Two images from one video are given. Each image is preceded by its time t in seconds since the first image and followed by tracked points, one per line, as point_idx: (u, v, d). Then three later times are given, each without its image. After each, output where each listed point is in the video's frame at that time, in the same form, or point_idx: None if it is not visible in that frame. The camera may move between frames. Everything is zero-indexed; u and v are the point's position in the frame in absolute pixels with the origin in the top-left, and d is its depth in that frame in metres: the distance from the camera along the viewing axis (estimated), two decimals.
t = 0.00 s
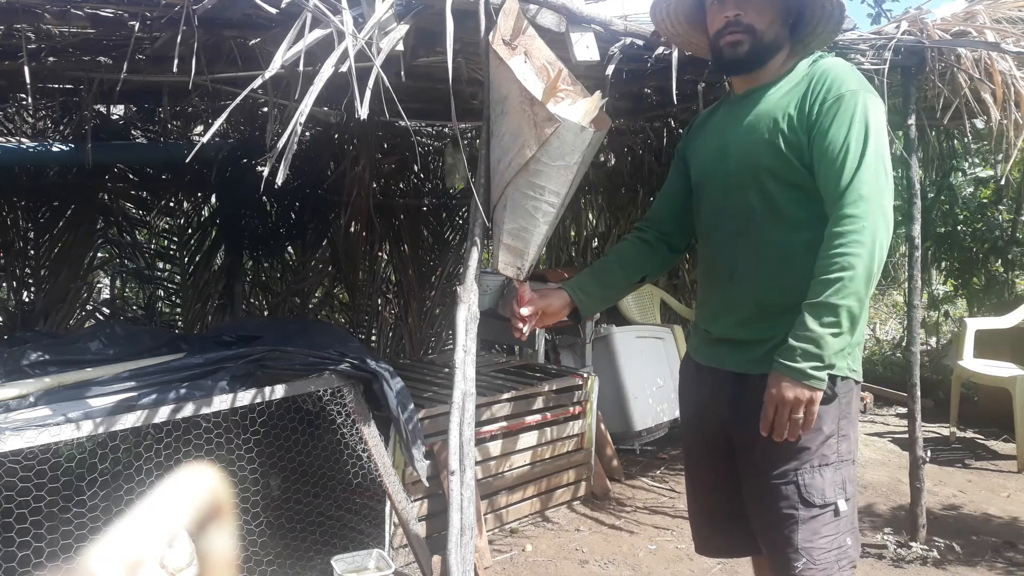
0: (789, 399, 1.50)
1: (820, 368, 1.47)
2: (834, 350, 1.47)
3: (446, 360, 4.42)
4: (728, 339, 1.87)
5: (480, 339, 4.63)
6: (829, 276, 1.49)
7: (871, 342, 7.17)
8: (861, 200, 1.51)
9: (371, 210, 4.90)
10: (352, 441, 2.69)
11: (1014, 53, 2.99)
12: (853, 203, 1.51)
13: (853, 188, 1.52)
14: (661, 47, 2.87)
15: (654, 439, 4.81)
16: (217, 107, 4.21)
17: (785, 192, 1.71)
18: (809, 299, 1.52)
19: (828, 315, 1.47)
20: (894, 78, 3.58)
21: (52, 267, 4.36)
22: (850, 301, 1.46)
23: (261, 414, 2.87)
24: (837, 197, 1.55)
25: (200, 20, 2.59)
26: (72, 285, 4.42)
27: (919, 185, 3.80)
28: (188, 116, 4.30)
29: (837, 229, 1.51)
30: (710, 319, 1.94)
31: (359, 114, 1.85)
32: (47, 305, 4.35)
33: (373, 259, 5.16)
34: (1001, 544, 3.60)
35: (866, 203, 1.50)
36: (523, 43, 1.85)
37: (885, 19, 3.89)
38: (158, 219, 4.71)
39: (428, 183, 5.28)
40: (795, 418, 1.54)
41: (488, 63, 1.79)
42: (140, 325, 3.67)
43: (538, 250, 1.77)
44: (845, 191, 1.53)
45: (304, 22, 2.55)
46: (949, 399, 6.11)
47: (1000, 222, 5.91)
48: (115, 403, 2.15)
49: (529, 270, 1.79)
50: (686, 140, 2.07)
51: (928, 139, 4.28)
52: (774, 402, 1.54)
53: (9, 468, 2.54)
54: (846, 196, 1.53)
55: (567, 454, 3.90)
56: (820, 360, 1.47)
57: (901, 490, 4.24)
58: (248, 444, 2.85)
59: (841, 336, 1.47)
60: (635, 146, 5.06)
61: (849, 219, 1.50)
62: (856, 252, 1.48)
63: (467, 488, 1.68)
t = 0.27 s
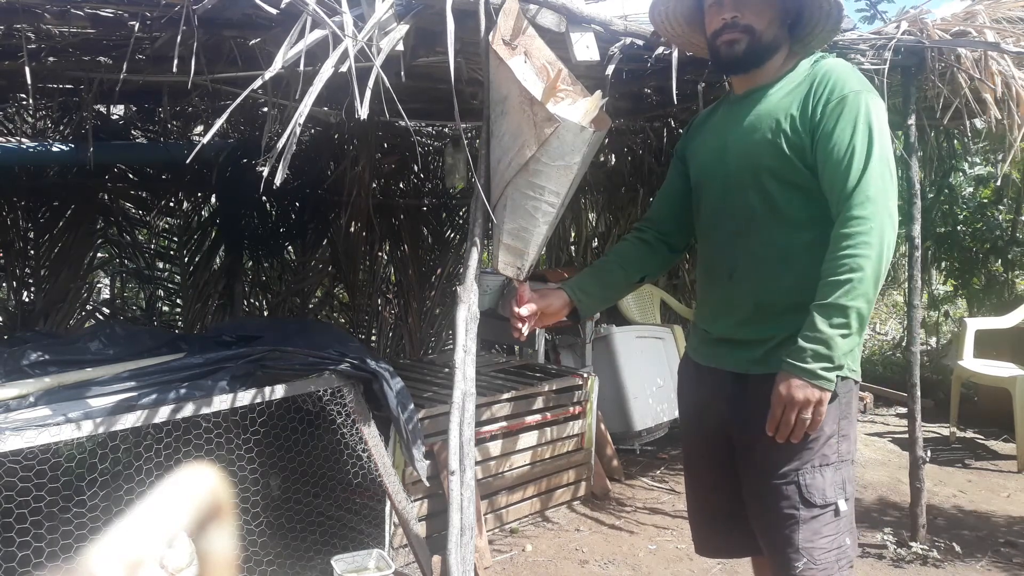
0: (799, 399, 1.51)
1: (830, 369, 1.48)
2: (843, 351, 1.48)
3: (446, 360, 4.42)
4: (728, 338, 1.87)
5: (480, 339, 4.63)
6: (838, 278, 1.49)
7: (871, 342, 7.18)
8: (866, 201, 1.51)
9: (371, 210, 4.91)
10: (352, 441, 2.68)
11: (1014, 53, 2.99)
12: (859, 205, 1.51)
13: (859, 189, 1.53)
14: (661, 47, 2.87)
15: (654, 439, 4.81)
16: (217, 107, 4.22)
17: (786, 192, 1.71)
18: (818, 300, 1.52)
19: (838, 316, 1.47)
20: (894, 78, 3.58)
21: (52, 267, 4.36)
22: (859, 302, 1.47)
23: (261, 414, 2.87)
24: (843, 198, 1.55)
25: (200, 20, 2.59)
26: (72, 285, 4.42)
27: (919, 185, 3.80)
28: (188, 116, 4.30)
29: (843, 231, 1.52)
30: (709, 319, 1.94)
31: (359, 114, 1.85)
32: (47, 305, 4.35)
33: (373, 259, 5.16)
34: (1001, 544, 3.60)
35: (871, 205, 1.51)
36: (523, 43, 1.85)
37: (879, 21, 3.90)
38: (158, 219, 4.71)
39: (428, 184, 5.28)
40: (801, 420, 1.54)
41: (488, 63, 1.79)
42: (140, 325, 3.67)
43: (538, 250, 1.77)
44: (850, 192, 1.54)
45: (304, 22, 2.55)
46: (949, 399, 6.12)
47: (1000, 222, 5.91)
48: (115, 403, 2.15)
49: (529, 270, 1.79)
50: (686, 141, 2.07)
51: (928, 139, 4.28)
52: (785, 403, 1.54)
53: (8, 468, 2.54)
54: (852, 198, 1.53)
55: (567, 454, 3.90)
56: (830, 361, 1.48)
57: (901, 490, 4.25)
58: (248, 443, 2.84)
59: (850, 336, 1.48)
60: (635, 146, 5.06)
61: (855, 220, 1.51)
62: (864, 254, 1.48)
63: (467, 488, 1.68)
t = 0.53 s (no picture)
0: (796, 400, 1.51)
1: (825, 369, 1.48)
2: (841, 351, 1.48)
3: (446, 360, 4.42)
4: (727, 338, 1.87)
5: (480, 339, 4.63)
6: (836, 278, 1.49)
7: (871, 342, 7.18)
8: (865, 201, 1.51)
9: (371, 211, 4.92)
10: (352, 441, 2.68)
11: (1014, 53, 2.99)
12: (857, 205, 1.51)
13: (858, 190, 1.53)
14: (661, 47, 2.87)
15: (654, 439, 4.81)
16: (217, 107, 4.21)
17: (785, 193, 1.71)
18: (815, 299, 1.52)
19: (835, 316, 1.47)
20: (894, 78, 3.58)
21: (52, 267, 4.36)
22: (857, 302, 1.47)
23: (261, 414, 2.87)
24: (842, 198, 1.55)
25: (200, 19, 2.59)
26: (71, 285, 4.42)
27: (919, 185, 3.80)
28: (188, 116, 4.30)
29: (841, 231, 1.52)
30: (709, 319, 1.94)
31: (359, 114, 1.85)
32: (47, 305, 4.35)
33: (373, 259, 5.17)
34: (1001, 544, 3.60)
35: (870, 205, 1.51)
36: (523, 43, 1.85)
37: (877, 22, 3.90)
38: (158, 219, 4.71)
39: (428, 184, 5.28)
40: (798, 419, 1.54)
41: (488, 63, 1.79)
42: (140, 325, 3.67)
43: (538, 250, 1.77)
44: (849, 193, 1.54)
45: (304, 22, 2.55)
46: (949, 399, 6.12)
47: (1000, 222, 5.92)
48: (115, 403, 2.15)
49: (529, 270, 1.79)
50: (685, 141, 2.07)
51: (928, 139, 4.28)
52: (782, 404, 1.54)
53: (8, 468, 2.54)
54: (850, 198, 1.53)
55: (567, 454, 3.90)
56: (827, 361, 1.48)
57: (901, 490, 4.24)
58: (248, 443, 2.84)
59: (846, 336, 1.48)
60: (635, 146, 5.06)
61: (853, 220, 1.50)
62: (862, 254, 1.48)
63: (467, 488, 1.68)
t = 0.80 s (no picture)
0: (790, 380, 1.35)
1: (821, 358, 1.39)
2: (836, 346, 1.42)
3: (446, 360, 4.42)
4: (727, 338, 1.87)
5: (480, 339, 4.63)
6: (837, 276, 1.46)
7: (871, 342, 7.19)
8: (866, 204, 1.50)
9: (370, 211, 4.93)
10: (352, 441, 2.68)
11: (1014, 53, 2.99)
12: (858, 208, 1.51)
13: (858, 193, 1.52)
14: (661, 47, 2.87)
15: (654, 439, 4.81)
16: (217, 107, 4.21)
17: (787, 194, 1.71)
18: (816, 292, 1.46)
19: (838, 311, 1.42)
20: (894, 78, 3.58)
21: (52, 267, 4.36)
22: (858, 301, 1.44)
23: (261, 414, 2.87)
24: (843, 201, 1.54)
25: (200, 20, 2.59)
26: (71, 285, 4.42)
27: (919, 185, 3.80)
28: (188, 116, 4.30)
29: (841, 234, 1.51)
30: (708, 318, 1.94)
31: (359, 114, 1.85)
32: (47, 305, 4.35)
33: (373, 259, 5.17)
34: (1001, 544, 3.60)
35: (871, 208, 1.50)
36: (523, 43, 1.85)
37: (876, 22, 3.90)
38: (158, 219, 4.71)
39: (428, 184, 5.28)
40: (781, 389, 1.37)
41: (488, 63, 1.79)
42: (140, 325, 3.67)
43: (538, 250, 1.77)
44: (849, 196, 1.53)
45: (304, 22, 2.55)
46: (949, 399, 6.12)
47: (1000, 222, 5.92)
48: (115, 403, 2.15)
49: (529, 270, 1.79)
50: (686, 139, 2.07)
51: (928, 139, 4.28)
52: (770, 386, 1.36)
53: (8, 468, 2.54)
54: (851, 201, 1.52)
55: (567, 454, 3.90)
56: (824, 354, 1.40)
57: (901, 490, 4.24)
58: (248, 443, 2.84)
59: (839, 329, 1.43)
60: (635, 146, 5.06)
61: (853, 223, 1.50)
62: (863, 254, 1.46)
63: (467, 488, 1.68)
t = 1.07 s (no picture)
0: (791, 404, 1.45)
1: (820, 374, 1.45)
2: (837, 358, 1.46)
3: (446, 360, 4.42)
4: (726, 337, 1.87)
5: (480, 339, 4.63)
6: (835, 282, 1.48)
7: (871, 342, 7.18)
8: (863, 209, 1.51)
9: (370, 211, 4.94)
10: (352, 441, 2.68)
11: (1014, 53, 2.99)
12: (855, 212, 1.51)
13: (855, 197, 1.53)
14: (661, 47, 2.87)
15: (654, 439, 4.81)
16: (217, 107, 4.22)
17: (786, 195, 1.72)
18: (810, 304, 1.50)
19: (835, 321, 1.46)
20: (894, 78, 3.58)
21: (52, 267, 4.36)
22: (857, 308, 1.46)
23: (261, 414, 2.87)
24: (841, 204, 1.55)
25: (200, 19, 2.58)
26: (71, 285, 4.42)
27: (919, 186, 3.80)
28: (188, 116, 4.31)
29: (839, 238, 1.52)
30: (707, 316, 1.94)
31: (359, 113, 1.85)
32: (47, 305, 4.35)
33: (373, 259, 5.18)
34: (1001, 545, 3.60)
35: (868, 213, 1.51)
36: (523, 43, 1.84)
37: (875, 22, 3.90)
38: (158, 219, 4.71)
39: (428, 184, 5.28)
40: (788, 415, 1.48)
41: (488, 63, 1.79)
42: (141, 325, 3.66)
43: (538, 250, 1.78)
44: (847, 200, 1.54)
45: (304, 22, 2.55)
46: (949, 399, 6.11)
47: (1000, 222, 5.92)
48: (115, 403, 2.15)
49: (529, 270, 1.79)
50: (686, 137, 2.07)
51: (928, 140, 4.28)
52: (777, 412, 1.48)
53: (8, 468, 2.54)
54: (849, 205, 1.53)
55: (567, 454, 3.90)
56: (824, 367, 1.45)
57: (901, 490, 4.24)
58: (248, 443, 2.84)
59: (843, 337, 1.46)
60: (635, 146, 5.06)
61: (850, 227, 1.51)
62: (858, 260, 1.47)
63: (467, 488, 1.68)
